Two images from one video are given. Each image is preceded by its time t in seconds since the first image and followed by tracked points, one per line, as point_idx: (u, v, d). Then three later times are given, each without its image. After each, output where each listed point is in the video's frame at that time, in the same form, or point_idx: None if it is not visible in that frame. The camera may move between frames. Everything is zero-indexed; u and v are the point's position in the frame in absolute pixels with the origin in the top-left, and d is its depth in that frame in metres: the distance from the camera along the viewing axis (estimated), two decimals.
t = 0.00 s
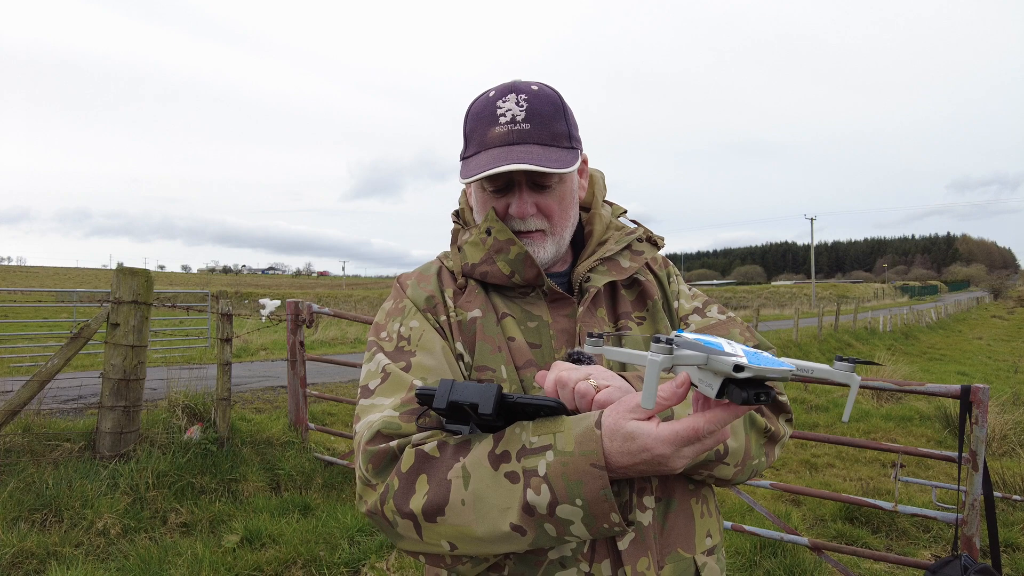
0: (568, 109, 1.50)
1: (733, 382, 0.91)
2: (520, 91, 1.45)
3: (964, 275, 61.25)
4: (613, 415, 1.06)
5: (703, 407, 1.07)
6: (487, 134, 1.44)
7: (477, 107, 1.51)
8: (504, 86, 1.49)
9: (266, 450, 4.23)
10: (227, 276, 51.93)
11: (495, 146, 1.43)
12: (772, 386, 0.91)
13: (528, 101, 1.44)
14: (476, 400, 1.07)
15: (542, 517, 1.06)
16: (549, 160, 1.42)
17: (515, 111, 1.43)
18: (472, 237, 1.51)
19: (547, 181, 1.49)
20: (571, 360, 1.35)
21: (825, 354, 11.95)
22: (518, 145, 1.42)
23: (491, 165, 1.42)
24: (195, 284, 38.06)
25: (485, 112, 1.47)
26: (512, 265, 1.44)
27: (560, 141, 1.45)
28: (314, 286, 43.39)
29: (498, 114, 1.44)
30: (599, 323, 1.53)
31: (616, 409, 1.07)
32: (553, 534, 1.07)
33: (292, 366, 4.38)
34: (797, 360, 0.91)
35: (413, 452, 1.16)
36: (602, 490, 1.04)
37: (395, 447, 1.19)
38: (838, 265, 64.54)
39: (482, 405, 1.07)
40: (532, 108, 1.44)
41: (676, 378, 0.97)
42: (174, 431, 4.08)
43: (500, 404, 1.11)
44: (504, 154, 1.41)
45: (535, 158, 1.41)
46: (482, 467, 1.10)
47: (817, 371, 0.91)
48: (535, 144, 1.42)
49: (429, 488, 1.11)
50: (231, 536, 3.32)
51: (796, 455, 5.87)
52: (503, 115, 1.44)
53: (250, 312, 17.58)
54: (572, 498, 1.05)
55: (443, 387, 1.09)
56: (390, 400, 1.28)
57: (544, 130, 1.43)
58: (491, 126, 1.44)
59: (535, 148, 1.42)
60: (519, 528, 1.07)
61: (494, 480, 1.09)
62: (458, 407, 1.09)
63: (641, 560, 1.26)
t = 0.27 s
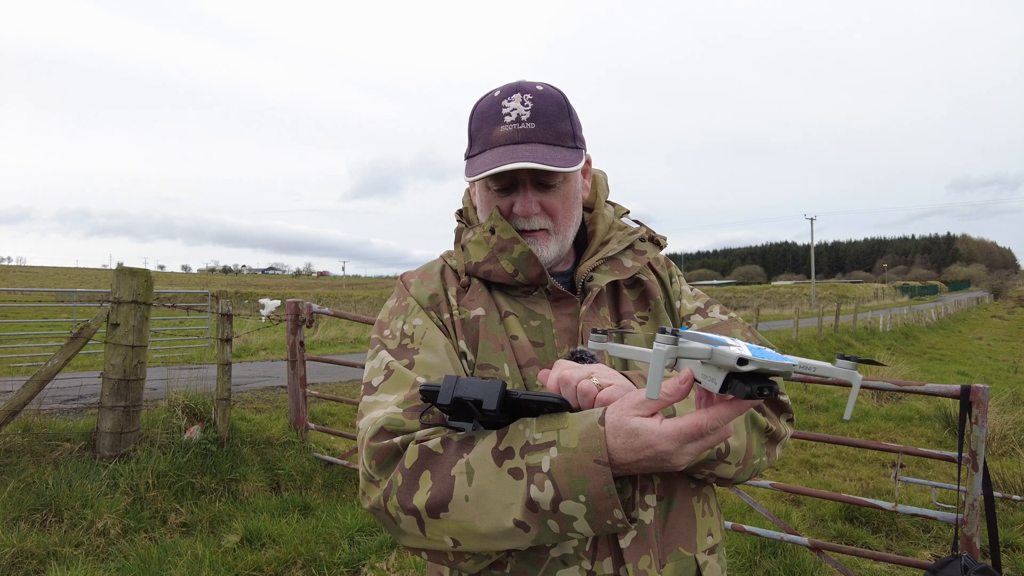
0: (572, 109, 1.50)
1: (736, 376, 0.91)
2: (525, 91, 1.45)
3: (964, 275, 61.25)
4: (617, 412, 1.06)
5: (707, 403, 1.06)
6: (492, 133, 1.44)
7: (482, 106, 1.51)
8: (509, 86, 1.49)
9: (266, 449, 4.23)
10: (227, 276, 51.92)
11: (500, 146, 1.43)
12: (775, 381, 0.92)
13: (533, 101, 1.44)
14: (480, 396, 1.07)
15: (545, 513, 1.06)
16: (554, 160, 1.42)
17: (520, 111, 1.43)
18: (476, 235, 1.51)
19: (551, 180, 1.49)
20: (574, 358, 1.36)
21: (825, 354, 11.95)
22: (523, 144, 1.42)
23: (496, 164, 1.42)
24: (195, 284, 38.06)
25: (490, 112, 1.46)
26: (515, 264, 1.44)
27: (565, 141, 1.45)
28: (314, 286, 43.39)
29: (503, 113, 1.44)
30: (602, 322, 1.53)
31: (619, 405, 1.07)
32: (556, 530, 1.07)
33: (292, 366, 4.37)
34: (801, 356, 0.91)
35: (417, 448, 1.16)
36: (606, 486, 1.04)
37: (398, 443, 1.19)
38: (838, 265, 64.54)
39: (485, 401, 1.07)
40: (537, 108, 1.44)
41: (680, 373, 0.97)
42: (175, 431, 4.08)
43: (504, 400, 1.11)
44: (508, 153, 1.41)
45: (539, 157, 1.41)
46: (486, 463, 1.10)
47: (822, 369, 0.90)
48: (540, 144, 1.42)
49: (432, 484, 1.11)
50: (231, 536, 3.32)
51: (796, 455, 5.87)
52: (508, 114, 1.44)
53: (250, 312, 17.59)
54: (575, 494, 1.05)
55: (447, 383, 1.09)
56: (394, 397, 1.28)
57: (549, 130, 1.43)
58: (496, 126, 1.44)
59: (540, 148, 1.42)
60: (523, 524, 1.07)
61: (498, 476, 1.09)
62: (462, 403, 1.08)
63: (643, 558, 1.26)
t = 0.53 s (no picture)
0: (574, 110, 1.50)
1: (737, 374, 0.91)
2: (527, 92, 1.45)
3: (964, 274, 61.24)
4: (619, 410, 1.06)
5: (709, 401, 1.06)
6: (495, 133, 1.44)
7: (484, 108, 1.51)
8: (511, 88, 1.49)
9: (266, 449, 4.23)
10: (226, 276, 51.93)
11: (502, 145, 1.42)
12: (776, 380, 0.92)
13: (535, 101, 1.45)
14: (483, 395, 1.07)
15: (548, 511, 1.06)
16: (556, 160, 1.42)
17: (522, 111, 1.43)
18: (478, 236, 1.51)
19: (553, 180, 1.49)
20: (575, 358, 1.35)
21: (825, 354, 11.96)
22: (525, 143, 1.41)
23: (498, 164, 1.41)
24: (195, 284, 38.07)
25: (492, 112, 1.46)
26: (518, 264, 1.44)
27: (567, 141, 1.45)
28: (314, 286, 43.39)
29: (506, 113, 1.44)
30: (603, 321, 1.53)
31: (621, 404, 1.07)
32: (558, 528, 1.07)
33: (292, 366, 4.37)
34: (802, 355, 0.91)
35: (420, 447, 1.16)
36: (608, 484, 1.04)
37: (401, 442, 1.19)
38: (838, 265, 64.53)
39: (488, 399, 1.07)
40: (539, 108, 1.44)
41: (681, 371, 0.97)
42: (175, 431, 4.08)
43: (506, 399, 1.11)
44: (510, 152, 1.41)
45: (542, 157, 1.41)
46: (488, 461, 1.10)
47: (823, 367, 0.90)
48: (542, 144, 1.42)
49: (435, 482, 1.12)
50: (231, 536, 3.32)
51: (796, 455, 5.87)
52: (510, 115, 1.44)
53: (250, 312, 17.59)
54: (577, 492, 1.05)
55: (450, 381, 1.09)
56: (396, 396, 1.28)
57: (551, 130, 1.43)
58: (498, 125, 1.43)
59: (542, 147, 1.42)
60: (525, 522, 1.07)
61: (501, 474, 1.09)
62: (464, 402, 1.08)
63: (644, 556, 1.25)
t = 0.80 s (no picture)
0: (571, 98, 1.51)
1: (734, 365, 0.92)
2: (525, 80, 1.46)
3: (964, 275, 61.25)
4: (617, 405, 1.06)
5: (707, 394, 1.06)
6: (494, 117, 1.44)
7: (482, 101, 1.51)
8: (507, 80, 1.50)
9: (266, 449, 4.22)
10: (226, 276, 51.93)
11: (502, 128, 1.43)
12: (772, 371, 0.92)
13: (533, 89, 1.45)
14: (482, 391, 1.07)
15: (547, 507, 1.06)
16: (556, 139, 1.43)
17: (521, 97, 1.44)
18: (479, 233, 1.51)
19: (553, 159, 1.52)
20: (575, 355, 1.35)
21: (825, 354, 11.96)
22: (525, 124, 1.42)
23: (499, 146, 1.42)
24: (195, 284, 38.06)
25: (490, 101, 1.47)
26: (518, 260, 1.44)
27: (565, 124, 1.47)
28: (314, 286, 43.39)
29: (504, 99, 1.44)
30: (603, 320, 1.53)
31: (619, 398, 1.07)
32: (558, 524, 1.07)
33: (292, 366, 4.37)
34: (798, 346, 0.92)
35: (419, 445, 1.16)
36: (607, 479, 1.04)
37: (401, 441, 1.19)
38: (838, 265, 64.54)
39: (487, 396, 1.07)
40: (537, 94, 1.45)
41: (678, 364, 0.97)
42: (175, 431, 4.08)
43: (504, 395, 1.11)
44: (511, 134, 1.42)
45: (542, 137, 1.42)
46: (488, 458, 1.10)
47: (819, 358, 0.90)
48: (542, 124, 1.43)
49: (435, 480, 1.12)
50: (231, 536, 3.32)
51: (796, 455, 5.87)
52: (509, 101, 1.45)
53: (250, 312, 17.59)
54: (577, 487, 1.05)
55: (448, 379, 1.09)
56: (396, 395, 1.28)
57: (549, 113, 1.44)
58: (497, 110, 1.44)
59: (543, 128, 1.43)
60: (525, 518, 1.07)
61: (500, 470, 1.09)
62: (463, 399, 1.08)
63: (646, 554, 1.25)
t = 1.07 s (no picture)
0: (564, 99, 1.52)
1: (727, 363, 0.91)
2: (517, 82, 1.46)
3: (964, 274, 61.25)
4: (613, 404, 1.06)
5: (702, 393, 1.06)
6: (487, 119, 1.45)
7: (476, 102, 1.52)
8: (500, 81, 1.51)
9: (266, 449, 4.23)
10: (226, 276, 51.93)
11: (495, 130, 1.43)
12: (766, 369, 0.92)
13: (525, 90, 1.46)
14: (479, 392, 1.07)
15: (545, 507, 1.06)
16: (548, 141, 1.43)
17: (513, 99, 1.44)
18: (476, 235, 1.52)
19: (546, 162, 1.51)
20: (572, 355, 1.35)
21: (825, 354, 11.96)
22: (517, 126, 1.42)
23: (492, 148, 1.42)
24: (195, 283, 38.05)
25: (483, 103, 1.47)
26: (515, 261, 1.44)
27: (558, 126, 1.47)
28: (314, 286, 43.39)
29: (497, 101, 1.45)
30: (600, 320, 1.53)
31: (615, 398, 1.07)
32: (556, 524, 1.07)
33: (292, 366, 4.38)
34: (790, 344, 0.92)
35: (418, 446, 1.16)
36: (604, 478, 1.04)
37: (399, 442, 1.19)
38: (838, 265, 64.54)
39: (484, 397, 1.07)
40: (529, 95, 1.45)
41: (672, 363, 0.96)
42: (175, 431, 4.08)
43: (501, 396, 1.11)
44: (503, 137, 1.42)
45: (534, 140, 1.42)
46: (486, 458, 1.10)
47: (813, 356, 0.90)
48: (534, 127, 1.43)
49: (433, 481, 1.12)
50: (231, 536, 3.32)
51: (796, 455, 5.87)
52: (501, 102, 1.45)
53: (250, 312, 17.59)
54: (574, 487, 1.05)
55: (445, 380, 1.09)
56: (394, 397, 1.28)
57: (542, 114, 1.44)
58: (490, 112, 1.44)
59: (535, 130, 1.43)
60: (523, 518, 1.07)
61: (498, 471, 1.09)
62: (460, 400, 1.08)
63: (644, 552, 1.25)
